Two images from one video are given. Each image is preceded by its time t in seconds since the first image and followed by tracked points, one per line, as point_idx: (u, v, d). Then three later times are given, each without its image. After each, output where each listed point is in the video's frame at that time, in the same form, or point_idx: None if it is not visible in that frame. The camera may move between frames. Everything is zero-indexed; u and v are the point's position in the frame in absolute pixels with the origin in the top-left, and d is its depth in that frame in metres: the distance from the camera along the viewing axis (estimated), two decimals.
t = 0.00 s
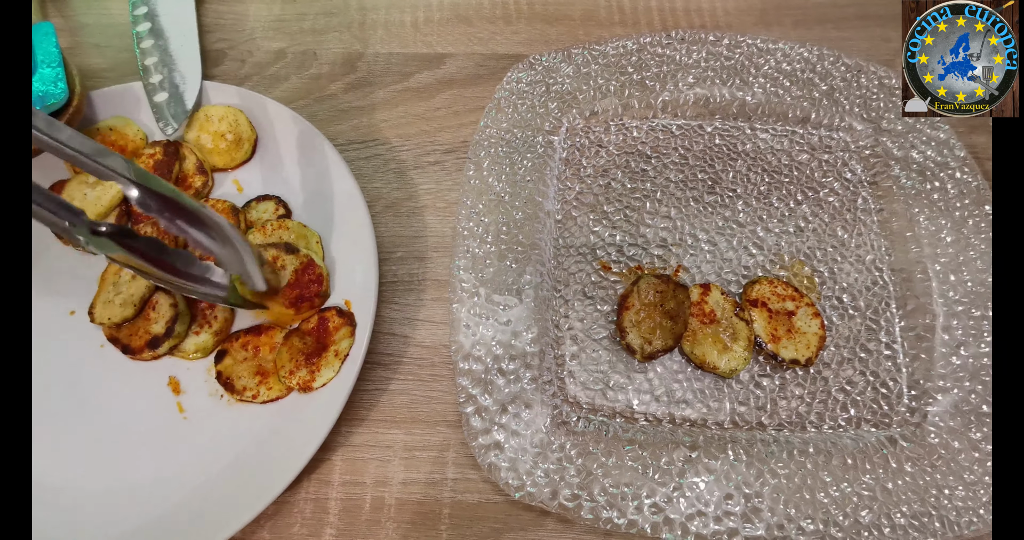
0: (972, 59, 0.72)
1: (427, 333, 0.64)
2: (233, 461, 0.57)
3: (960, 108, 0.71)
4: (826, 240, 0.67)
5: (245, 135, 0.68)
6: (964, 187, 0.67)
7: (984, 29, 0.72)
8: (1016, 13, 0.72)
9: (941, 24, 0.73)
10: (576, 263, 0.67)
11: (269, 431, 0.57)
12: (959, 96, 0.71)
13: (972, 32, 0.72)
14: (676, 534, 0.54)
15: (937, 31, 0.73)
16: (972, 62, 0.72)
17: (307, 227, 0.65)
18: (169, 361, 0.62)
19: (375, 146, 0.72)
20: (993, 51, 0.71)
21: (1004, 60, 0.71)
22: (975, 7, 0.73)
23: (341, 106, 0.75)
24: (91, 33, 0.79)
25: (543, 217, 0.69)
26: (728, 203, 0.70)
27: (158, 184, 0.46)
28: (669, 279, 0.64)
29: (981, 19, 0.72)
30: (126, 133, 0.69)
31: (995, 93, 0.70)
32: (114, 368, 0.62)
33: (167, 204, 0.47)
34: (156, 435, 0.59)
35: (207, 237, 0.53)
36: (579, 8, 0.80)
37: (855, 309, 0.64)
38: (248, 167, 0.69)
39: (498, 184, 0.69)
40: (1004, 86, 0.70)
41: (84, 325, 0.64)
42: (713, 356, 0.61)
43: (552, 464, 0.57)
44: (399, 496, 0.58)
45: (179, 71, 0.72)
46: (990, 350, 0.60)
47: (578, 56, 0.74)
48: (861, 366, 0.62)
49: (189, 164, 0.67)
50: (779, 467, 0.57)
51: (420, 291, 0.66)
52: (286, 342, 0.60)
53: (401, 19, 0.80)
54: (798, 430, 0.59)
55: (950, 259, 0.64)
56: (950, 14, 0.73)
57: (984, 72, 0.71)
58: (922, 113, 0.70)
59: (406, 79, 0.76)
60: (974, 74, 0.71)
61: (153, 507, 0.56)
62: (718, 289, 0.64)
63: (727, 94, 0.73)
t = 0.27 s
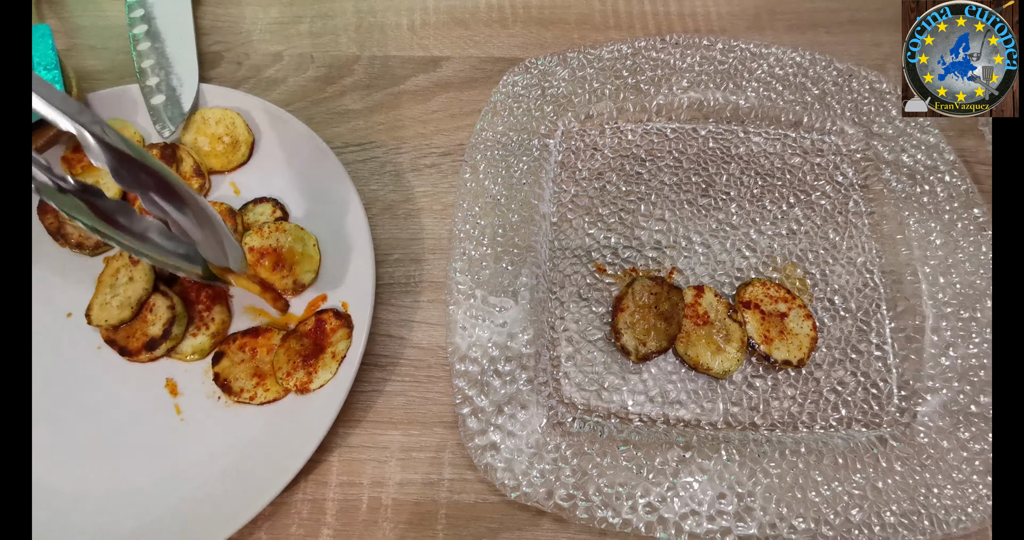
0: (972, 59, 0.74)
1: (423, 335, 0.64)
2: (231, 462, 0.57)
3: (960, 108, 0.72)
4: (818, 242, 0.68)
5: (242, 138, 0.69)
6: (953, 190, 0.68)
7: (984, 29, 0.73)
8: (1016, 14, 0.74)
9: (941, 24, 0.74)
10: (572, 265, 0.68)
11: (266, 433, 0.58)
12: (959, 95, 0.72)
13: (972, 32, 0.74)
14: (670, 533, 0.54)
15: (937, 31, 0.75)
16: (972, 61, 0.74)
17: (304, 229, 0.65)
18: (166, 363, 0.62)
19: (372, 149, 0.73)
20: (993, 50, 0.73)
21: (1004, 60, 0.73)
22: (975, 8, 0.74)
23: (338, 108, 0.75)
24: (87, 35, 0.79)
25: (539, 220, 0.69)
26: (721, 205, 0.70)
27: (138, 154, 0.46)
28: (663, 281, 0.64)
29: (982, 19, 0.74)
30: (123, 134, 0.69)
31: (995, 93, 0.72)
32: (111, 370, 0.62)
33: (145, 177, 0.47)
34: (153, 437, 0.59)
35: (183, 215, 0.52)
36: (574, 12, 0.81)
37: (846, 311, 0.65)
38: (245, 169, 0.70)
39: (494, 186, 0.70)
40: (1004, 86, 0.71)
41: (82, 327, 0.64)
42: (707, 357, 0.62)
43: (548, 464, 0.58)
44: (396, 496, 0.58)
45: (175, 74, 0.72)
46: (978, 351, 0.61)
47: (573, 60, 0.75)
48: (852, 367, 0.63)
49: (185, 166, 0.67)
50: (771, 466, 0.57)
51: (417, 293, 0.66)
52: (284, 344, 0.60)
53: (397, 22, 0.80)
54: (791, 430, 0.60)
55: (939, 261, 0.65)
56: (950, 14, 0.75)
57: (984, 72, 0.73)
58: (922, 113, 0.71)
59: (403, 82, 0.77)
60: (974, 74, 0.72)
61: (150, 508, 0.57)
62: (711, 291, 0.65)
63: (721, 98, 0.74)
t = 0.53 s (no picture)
0: (972, 59, 0.74)
1: (419, 330, 0.64)
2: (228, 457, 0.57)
3: (960, 108, 0.73)
4: (813, 238, 0.69)
5: (238, 134, 0.69)
6: (947, 186, 0.68)
7: (985, 29, 0.74)
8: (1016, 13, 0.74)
9: (941, 24, 0.75)
10: (567, 261, 0.68)
11: (263, 428, 0.58)
12: (959, 95, 0.73)
13: (972, 32, 0.74)
14: (664, 527, 0.55)
15: (937, 31, 0.75)
16: (972, 62, 0.74)
17: (301, 225, 0.65)
18: (163, 359, 0.62)
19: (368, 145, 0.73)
20: (993, 50, 0.73)
21: (1004, 60, 0.73)
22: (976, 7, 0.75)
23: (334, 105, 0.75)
24: (82, 31, 0.79)
25: (535, 216, 0.70)
26: (717, 202, 0.71)
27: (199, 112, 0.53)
28: (658, 277, 0.64)
29: (982, 19, 0.74)
30: (119, 130, 0.69)
31: (995, 93, 0.72)
32: (107, 366, 0.62)
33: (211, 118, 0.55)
34: (150, 432, 0.59)
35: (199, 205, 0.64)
36: (570, 9, 0.81)
37: (840, 306, 0.65)
38: (241, 166, 0.70)
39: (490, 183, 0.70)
40: (1004, 86, 0.72)
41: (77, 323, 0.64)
42: (702, 353, 0.62)
43: (543, 459, 0.58)
44: (392, 491, 0.59)
45: (171, 69, 0.72)
46: (970, 346, 0.62)
47: (570, 56, 0.75)
48: (845, 362, 0.63)
49: (182, 163, 0.68)
50: (764, 461, 0.58)
51: (414, 289, 0.66)
52: (281, 340, 0.60)
53: (394, 18, 0.80)
54: (784, 425, 0.61)
55: (932, 257, 0.66)
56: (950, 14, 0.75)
57: (984, 72, 0.73)
58: (922, 113, 0.72)
59: (399, 78, 0.77)
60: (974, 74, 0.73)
61: (148, 503, 0.57)
62: (706, 287, 0.65)
63: (716, 95, 0.74)
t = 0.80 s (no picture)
0: (972, 59, 0.76)
1: (416, 329, 0.65)
2: (226, 455, 0.58)
3: (960, 108, 0.74)
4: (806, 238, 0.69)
5: (237, 135, 0.69)
6: (939, 187, 0.69)
7: (984, 29, 0.75)
8: (1016, 13, 0.75)
9: (941, 24, 0.76)
10: (563, 260, 0.69)
11: (262, 426, 0.58)
12: (959, 96, 0.74)
13: (972, 32, 0.76)
14: (658, 523, 0.55)
15: (937, 32, 0.76)
16: (972, 62, 0.76)
17: (299, 225, 0.66)
18: (162, 358, 0.63)
19: (366, 146, 0.73)
20: (993, 51, 0.75)
21: (1003, 60, 0.74)
22: (975, 8, 0.76)
23: (332, 106, 0.76)
24: (80, 32, 0.79)
25: (531, 216, 0.70)
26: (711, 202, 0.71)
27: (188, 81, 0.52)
28: (653, 277, 0.65)
29: (982, 19, 0.75)
30: (118, 131, 0.70)
31: (995, 93, 0.74)
32: (106, 364, 0.63)
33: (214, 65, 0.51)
34: (149, 431, 0.60)
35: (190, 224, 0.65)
36: (567, 10, 0.81)
37: (833, 306, 0.66)
38: (240, 166, 0.70)
39: (487, 183, 0.71)
40: (1004, 86, 0.73)
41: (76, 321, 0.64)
42: (695, 351, 0.62)
43: (539, 456, 0.59)
44: (390, 488, 0.59)
45: (170, 70, 0.72)
46: (961, 344, 0.63)
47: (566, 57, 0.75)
48: (837, 361, 0.64)
49: (181, 163, 0.68)
50: (757, 458, 0.59)
51: (411, 288, 0.67)
52: (279, 339, 0.61)
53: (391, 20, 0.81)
54: (777, 423, 0.61)
55: (924, 257, 0.66)
56: (950, 14, 0.76)
57: (985, 72, 0.75)
58: (922, 113, 0.73)
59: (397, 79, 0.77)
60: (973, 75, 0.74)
61: (147, 500, 0.57)
62: (700, 287, 0.66)
63: (710, 96, 0.75)
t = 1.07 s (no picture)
0: (972, 59, 0.77)
1: (413, 327, 0.65)
2: (223, 452, 0.58)
3: (960, 108, 0.75)
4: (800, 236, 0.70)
5: (234, 133, 0.69)
6: (931, 186, 0.70)
7: (984, 29, 0.76)
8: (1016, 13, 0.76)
9: (941, 24, 0.77)
10: (559, 258, 0.69)
11: (259, 423, 0.59)
12: (959, 95, 0.75)
13: (972, 33, 0.77)
14: (652, 519, 0.56)
15: (936, 32, 0.77)
16: (972, 62, 0.77)
17: (297, 223, 0.66)
18: (159, 355, 0.63)
19: (363, 144, 0.74)
20: (993, 51, 0.76)
21: (1003, 60, 0.76)
22: (975, 8, 0.77)
23: (330, 104, 0.76)
24: (78, 31, 0.79)
25: (528, 215, 0.71)
26: (706, 201, 0.72)
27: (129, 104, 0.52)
28: (648, 275, 0.66)
29: (982, 19, 0.77)
30: (116, 129, 0.70)
31: (995, 93, 0.75)
32: (104, 362, 0.63)
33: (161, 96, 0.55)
34: (147, 428, 0.60)
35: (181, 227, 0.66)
36: (564, 10, 0.82)
37: (827, 304, 0.67)
38: (237, 164, 0.70)
39: (483, 182, 0.71)
40: (1004, 87, 0.74)
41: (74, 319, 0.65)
42: (690, 349, 0.63)
43: (535, 453, 0.59)
44: (387, 485, 0.60)
45: (168, 69, 0.72)
46: (953, 342, 0.63)
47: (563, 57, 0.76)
48: (831, 358, 0.64)
49: (178, 161, 0.69)
50: (751, 455, 0.59)
51: (408, 286, 0.67)
52: (277, 336, 0.61)
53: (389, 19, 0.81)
54: (771, 420, 0.62)
55: (917, 256, 0.67)
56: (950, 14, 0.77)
57: (985, 72, 0.76)
58: (922, 113, 0.74)
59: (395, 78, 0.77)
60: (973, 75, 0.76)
61: (145, 497, 0.58)
62: (695, 285, 0.66)
63: (706, 96, 0.75)
